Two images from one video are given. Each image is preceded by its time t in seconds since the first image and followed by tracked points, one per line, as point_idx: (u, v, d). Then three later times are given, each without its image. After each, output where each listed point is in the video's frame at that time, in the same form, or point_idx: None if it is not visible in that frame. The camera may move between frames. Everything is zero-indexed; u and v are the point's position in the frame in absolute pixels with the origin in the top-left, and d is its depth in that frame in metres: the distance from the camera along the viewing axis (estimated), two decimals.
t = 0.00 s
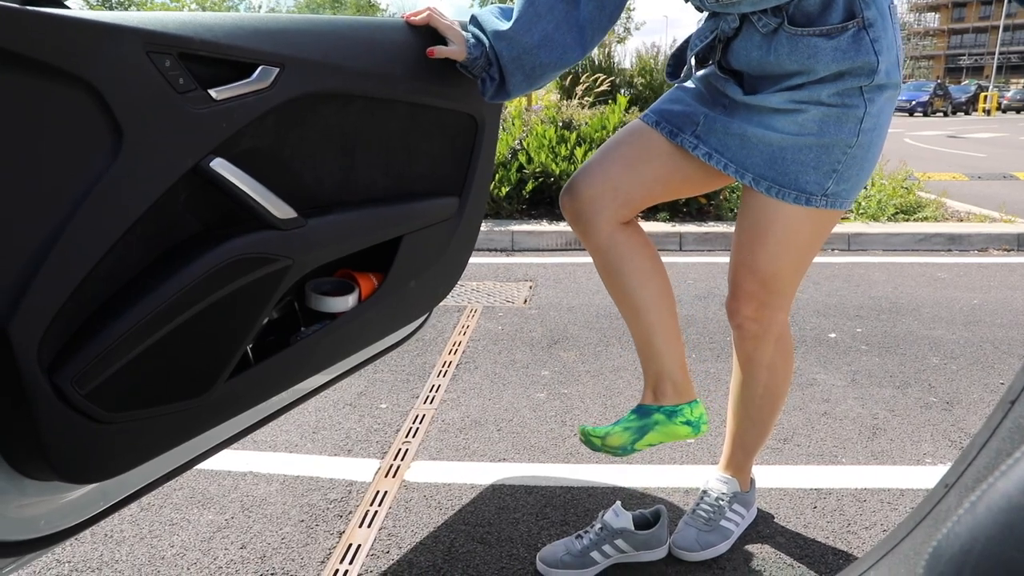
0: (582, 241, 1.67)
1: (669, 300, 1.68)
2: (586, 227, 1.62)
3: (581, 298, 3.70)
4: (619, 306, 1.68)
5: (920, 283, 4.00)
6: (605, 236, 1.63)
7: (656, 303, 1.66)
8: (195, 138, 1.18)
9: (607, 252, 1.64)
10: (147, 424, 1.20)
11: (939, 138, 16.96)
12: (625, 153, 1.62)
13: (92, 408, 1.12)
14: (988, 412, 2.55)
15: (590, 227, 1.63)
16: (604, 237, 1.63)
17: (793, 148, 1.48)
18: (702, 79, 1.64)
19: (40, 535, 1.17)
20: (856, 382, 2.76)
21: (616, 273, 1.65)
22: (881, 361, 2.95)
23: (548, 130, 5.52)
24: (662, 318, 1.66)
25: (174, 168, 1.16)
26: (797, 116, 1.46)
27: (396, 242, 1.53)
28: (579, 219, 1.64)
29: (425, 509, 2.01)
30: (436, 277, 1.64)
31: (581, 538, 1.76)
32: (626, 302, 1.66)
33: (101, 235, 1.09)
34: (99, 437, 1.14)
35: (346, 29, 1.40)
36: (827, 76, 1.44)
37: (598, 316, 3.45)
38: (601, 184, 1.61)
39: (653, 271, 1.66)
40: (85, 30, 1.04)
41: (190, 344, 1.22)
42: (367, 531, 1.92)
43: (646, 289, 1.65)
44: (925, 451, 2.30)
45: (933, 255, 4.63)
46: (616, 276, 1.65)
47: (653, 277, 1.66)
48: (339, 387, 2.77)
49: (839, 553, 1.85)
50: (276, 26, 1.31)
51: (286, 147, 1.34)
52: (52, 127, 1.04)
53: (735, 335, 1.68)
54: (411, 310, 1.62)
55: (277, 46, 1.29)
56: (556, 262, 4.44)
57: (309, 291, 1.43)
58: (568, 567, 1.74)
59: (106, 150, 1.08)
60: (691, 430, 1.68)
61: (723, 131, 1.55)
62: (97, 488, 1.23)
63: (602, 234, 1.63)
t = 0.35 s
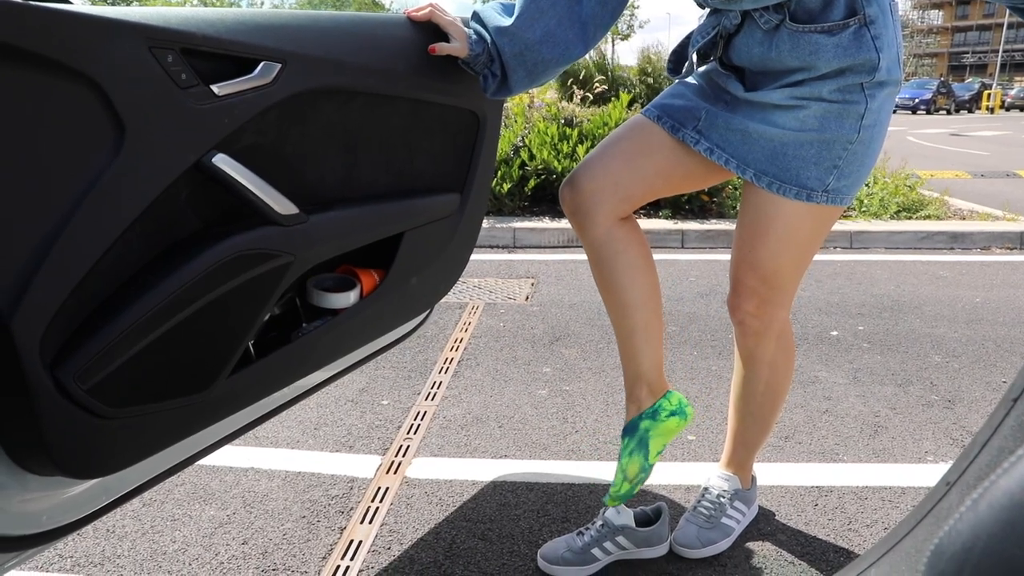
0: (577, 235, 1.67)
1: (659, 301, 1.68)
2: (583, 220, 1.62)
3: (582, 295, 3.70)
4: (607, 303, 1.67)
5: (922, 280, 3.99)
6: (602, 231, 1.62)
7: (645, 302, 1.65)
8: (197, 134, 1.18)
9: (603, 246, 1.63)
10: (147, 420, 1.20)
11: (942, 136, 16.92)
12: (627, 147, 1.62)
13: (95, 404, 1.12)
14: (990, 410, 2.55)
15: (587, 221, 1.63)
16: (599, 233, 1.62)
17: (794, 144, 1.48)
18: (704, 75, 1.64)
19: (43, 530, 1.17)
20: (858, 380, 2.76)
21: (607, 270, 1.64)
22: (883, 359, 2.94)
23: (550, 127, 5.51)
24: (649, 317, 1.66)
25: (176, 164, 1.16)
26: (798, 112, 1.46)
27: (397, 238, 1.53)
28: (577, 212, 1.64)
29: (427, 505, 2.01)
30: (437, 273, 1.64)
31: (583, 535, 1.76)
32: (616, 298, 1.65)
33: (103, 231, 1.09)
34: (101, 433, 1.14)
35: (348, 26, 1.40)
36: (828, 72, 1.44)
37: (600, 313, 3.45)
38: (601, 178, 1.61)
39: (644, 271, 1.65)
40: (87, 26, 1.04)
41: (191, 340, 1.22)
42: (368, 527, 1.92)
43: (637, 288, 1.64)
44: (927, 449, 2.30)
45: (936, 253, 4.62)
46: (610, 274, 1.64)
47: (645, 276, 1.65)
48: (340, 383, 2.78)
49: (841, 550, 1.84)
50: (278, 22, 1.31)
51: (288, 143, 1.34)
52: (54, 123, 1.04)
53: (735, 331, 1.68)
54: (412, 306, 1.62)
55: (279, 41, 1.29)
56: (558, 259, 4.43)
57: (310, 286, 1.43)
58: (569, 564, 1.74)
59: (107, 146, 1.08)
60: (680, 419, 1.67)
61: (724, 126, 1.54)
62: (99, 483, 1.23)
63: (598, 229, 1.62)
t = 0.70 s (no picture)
0: (576, 234, 1.67)
1: (658, 301, 1.67)
2: (583, 219, 1.61)
3: (582, 293, 3.70)
4: (606, 302, 1.67)
5: (921, 278, 3.99)
6: (602, 231, 1.62)
7: (646, 301, 1.65)
8: (195, 133, 1.18)
9: (603, 246, 1.62)
10: (146, 420, 1.20)
11: (942, 133, 16.91)
12: (626, 146, 1.62)
13: (94, 404, 1.12)
14: (989, 407, 2.55)
15: (586, 220, 1.62)
16: (599, 232, 1.62)
17: (793, 142, 1.47)
18: (703, 73, 1.64)
19: (43, 530, 1.17)
20: (858, 377, 2.76)
21: (607, 268, 1.64)
22: (883, 357, 2.94)
23: (550, 124, 5.51)
24: (650, 317, 1.65)
25: (175, 164, 1.16)
26: (797, 111, 1.46)
27: (396, 237, 1.53)
28: (576, 211, 1.63)
29: (427, 503, 2.01)
30: (436, 272, 1.64)
31: (583, 533, 1.76)
32: (616, 298, 1.65)
33: (102, 231, 1.09)
34: (100, 433, 1.14)
35: (345, 24, 1.40)
36: (827, 70, 1.44)
37: (599, 311, 3.44)
38: (601, 177, 1.61)
39: (645, 270, 1.65)
40: (85, 26, 1.04)
41: (190, 340, 1.22)
42: (368, 526, 1.92)
43: (637, 287, 1.64)
44: (927, 446, 2.30)
45: (935, 251, 4.62)
46: (609, 273, 1.64)
47: (645, 276, 1.65)
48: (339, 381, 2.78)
49: (841, 548, 1.85)
50: (277, 22, 1.31)
51: (286, 142, 1.34)
52: (52, 123, 1.04)
53: (733, 329, 1.68)
54: (411, 305, 1.62)
55: (277, 40, 1.29)
56: (558, 257, 4.43)
57: (307, 286, 1.43)
58: (569, 562, 1.74)
59: (105, 145, 1.08)
60: (681, 407, 1.68)
61: (723, 124, 1.54)
62: (99, 483, 1.23)
63: (598, 229, 1.62)
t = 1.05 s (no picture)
0: (581, 237, 1.67)
1: (666, 303, 1.68)
2: (588, 223, 1.62)
3: (581, 295, 3.70)
4: (611, 305, 1.68)
5: (921, 280, 4.00)
6: (607, 234, 1.63)
7: (652, 303, 1.66)
8: (195, 135, 1.18)
9: (608, 249, 1.63)
10: (145, 421, 1.20)
11: (940, 135, 16.93)
12: (631, 150, 1.62)
13: (93, 405, 1.12)
14: (988, 409, 2.55)
15: (591, 224, 1.63)
16: (605, 236, 1.63)
17: (795, 144, 1.48)
18: (705, 75, 1.64)
19: (42, 531, 1.17)
20: (857, 379, 2.76)
21: (612, 271, 1.65)
22: (882, 358, 2.94)
23: (549, 126, 5.51)
24: (655, 320, 1.66)
25: (174, 165, 1.16)
26: (800, 113, 1.46)
27: (396, 238, 1.53)
28: (581, 215, 1.64)
29: (426, 505, 2.01)
30: (435, 274, 1.64)
31: (582, 535, 1.76)
32: (622, 301, 1.66)
33: (101, 232, 1.09)
34: (100, 434, 1.14)
35: (345, 26, 1.40)
36: (830, 72, 1.44)
37: (598, 313, 3.45)
38: (607, 180, 1.61)
39: (649, 273, 1.66)
40: (85, 27, 1.04)
41: (189, 341, 1.22)
42: (367, 527, 1.92)
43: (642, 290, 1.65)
44: (926, 448, 2.30)
45: (934, 252, 4.62)
46: (616, 278, 1.65)
47: (650, 279, 1.66)
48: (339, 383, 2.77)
49: (840, 550, 1.85)
50: (277, 23, 1.31)
51: (286, 143, 1.34)
52: (52, 124, 1.04)
53: (735, 332, 1.68)
54: (411, 306, 1.62)
55: (277, 42, 1.29)
56: (557, 258, 4.43)
57: (307, 288, 1.42)
58: (568, 563, 1.74)
59: (105, 146, 1.08)
60: (683, 425, 1.66)
61: (725, 126, 1.54)
62: (98, 484, 1.23)
63: (603, 232, 1.62)
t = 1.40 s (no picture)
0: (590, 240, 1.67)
1: (675, 305, 1.69)
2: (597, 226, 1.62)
3: (582, 295, 3.70)
4: (622, 308, 1.69)
5: (922, 280, 3.99)
6: (616, 237, 1.63)
7: (662, 306, 1.66)
8: (197, 135, 1.18)
9: (618, 252, 1.63)
10: (146, 421, 1.20)
11: (942, 135, 16.92)
12: (637, 152, 1.62)
13: (95, 405, 1.12)
14: (989, 410, 2.54)
15: (600, 227, 1.63)
16: (615, 239, 1.63)
17: (800, 145, 1.48)
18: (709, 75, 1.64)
19: (42, 530, 1.17)
20: (858, 380, 2.76)
21: (622, 274, 1.65)
22: (882, 359, 2.94)
23: (550, 127, 5.51)
24: (665, 323, 1.67)
25: (175, 164, 1.16)
26: (805, 113, 1.46)
27: (397, 238, 1.53)
28: (590, 218, 1.64)
29: (426, 505, 2.01)
30: (435, 273, 1.64)
31: (582, 535, 1.76)
32: (632, 304, 1.66)
33: (102, 232, 1.09)
34: (102, 434, 1.14)
35: (346, 26, 1.40)
36: (835, 73, 1.44)
37: (599, 313, 3.45)
38: (616, 183, 1.61)
39: (659, 275, 1.66)
40: (87, 27, 1.04)
41: (190, 341, 1.22)
42: (368, 527, 1.92)
43: (651, 293, 1.65)
44: (926, 449, 2.30)
45: (935, 253, 4.62)
46: (624, 281, 1.65)
47: (660, 282, 1.66)
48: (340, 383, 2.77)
49: (840, 550, 1.85)
50: (278, 23, 1.31)
51: (286, 143, 1.34)
52: (53, 123, 1.04)
53: (739, 332, 1.68)
54: (413, 305, 1.62)
55: (278, 42, 1.29)
56: (558, 259, 4.43)
57: (309, 288, 1.43)
58: (569, 563, 1.74)
59: (106, 146, 1.08)
60: (688, 437, 1.73)
61: (730, 127, 1.54)
62: (99, 483, 1.23)
63: (612, 236, 1.63)
